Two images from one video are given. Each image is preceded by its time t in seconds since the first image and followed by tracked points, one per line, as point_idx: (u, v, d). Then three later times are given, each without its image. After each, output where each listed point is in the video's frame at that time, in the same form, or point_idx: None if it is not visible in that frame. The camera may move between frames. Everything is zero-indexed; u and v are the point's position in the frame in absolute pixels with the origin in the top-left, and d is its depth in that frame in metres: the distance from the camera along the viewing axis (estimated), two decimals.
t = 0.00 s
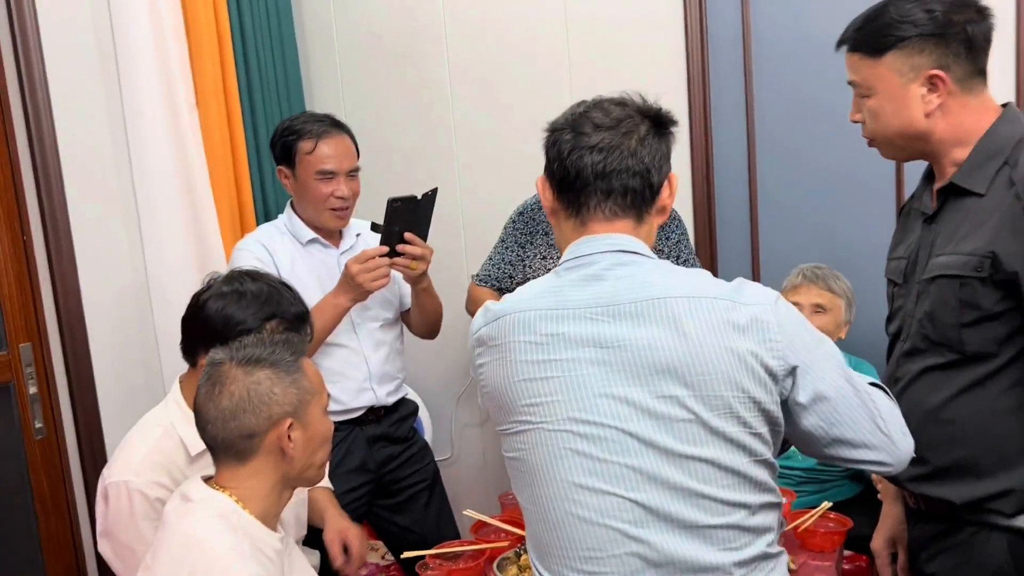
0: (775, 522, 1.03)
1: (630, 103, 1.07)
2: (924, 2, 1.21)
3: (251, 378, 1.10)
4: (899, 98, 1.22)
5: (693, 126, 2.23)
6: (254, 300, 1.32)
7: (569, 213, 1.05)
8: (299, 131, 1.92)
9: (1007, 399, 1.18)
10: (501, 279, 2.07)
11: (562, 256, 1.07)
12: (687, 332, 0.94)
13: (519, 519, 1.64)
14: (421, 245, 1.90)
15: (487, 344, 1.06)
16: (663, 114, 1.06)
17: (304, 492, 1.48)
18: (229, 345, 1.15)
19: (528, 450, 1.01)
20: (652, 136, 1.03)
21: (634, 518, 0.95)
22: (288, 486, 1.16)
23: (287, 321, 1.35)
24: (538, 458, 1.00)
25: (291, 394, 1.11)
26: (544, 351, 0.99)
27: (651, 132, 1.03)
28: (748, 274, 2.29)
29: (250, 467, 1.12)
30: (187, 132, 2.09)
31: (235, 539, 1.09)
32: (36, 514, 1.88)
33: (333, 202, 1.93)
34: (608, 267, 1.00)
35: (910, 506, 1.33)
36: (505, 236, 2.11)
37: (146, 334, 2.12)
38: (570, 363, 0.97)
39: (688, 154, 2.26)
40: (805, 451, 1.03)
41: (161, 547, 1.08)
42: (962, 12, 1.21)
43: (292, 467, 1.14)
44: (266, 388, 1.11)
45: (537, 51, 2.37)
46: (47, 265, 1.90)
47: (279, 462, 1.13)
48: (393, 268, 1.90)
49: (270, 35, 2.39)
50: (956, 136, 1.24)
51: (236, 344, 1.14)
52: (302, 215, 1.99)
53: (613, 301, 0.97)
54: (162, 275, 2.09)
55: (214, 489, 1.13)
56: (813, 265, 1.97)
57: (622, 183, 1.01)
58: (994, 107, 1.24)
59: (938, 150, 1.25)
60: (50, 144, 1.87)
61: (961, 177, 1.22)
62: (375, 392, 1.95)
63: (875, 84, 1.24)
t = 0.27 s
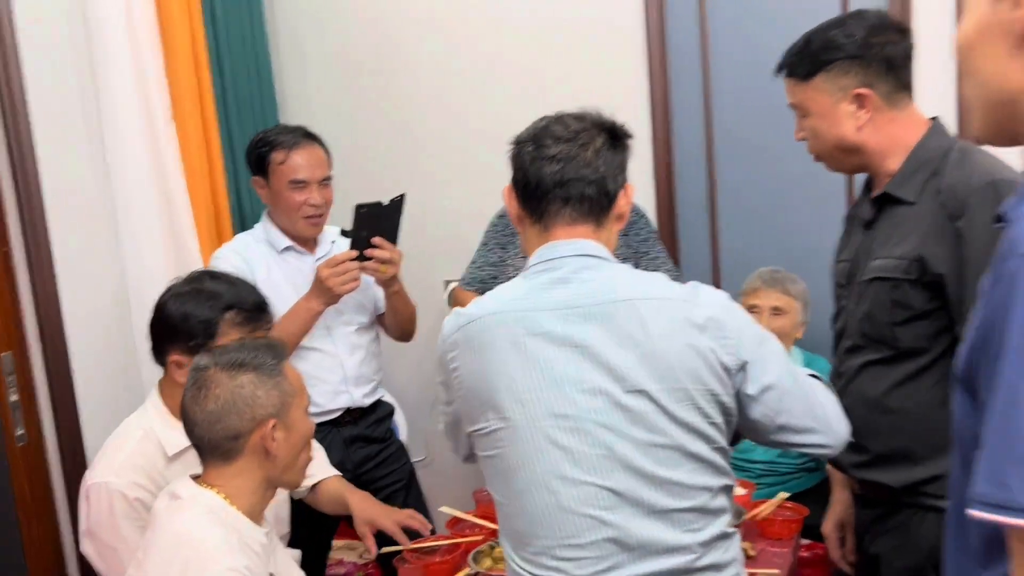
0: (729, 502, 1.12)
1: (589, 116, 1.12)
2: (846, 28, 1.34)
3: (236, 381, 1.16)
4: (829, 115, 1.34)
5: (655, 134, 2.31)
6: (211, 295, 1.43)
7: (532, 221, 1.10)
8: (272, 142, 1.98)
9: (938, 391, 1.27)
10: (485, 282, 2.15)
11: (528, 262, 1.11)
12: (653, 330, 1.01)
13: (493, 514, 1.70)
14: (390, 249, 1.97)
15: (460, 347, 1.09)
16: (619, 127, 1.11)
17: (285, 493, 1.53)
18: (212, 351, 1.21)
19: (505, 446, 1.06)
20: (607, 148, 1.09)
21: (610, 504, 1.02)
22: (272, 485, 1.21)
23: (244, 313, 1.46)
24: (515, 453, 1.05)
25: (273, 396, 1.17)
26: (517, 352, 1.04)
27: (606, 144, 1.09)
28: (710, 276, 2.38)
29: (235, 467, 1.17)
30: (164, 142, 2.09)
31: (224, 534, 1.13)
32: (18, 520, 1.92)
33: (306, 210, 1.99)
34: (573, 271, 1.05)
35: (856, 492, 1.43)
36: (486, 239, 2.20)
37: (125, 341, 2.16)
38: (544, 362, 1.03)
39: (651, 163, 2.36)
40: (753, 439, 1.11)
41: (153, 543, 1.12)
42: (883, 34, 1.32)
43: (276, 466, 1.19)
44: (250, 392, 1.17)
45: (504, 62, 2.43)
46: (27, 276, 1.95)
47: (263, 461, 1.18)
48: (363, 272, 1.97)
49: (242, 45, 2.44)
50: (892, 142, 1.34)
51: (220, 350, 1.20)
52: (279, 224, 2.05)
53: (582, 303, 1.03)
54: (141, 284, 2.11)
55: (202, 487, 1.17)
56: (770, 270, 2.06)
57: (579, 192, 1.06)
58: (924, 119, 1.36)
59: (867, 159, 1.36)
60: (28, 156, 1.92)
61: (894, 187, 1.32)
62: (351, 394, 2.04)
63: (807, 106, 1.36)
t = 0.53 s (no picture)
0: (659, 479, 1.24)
1: (523, 126, 1.21)
2: (758, 47, 1.48)
3: (192, 378, 1.24)
4: (748, 125, 1.48)
5: (590, 145, 2.49)
6: (132, 292, 1.49)
7: (472, 224, 1.18)
8: (218, 152, 2.02)
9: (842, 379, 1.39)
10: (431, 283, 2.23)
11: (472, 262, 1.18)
12: (599, 323, 1.12)
13: (438, 508, 1.77)
14: (334, 258, 2.02)
15: (416, 345, 1.14)
16: (550, 136, 1.21)
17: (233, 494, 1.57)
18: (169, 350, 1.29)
19: (466, 436, 1.12)
20: (540, 156, 1.18)
21: (566, 483, 1.11)
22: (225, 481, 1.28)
23: (171, 304, 1.50)
24: (474, 441, 1.11)
25: (227, 393, 1.25)
26: (474, 345, 1.11)
27: (539, 152, 1.18)
28: (643, 279, 2.53)
29: (190, 461, 1.24)
30: (109, 151, 2.12)
31: (178, 526, 1.20)
32: None
33: (253, 218, 2.03)
34: (521, 270, 1.13)
35: (774, 475, 1.55)
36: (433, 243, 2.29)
37: (67, 345, 2.15)
38: (500, 354, 1.10)
39: (586, 172, 2.53)
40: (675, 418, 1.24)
41: (111, 536, 1.19)
42: (793, 53, 1.47)
43: (229, 460, 1.26)
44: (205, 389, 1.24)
45: (451, 80, 2.63)
46: None
47: (216, 456, 1.25)
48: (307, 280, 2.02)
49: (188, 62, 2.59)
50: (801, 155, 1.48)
51: (176, 349, 1.27)
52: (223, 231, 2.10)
53: (533, 299, 1.11)
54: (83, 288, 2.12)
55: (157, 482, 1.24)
56: (699, 276, 2.19)
57: (515, 196, 1.15)
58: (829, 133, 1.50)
59: (783, 168, 1.49)
60: None
61: (801, 196, 1.45)
62: (297, 395, 2.10)
63: (728, 119, 1.50)
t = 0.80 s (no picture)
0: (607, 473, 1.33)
1: (478, 130, 1.28)
2: (710, 64, 1.58)
3: (160, 374, 1.34)
4: (698, 137, 1.57)
5: (545, 156, 2.58)
6: (75, 290, 1.54)
7: (434, 224, 1.24)
8: (179, 155, 2.04)
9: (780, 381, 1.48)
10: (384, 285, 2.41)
11: (437, 262, 1.24)
12: (564, 324, 1.21)
13: (393, 508, 1.81)
14: (292, 262, 2.06)
15: (394, 343, 1.17)
16: (505, 139, 1.28)
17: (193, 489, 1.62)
18: (140, 346, 1.40)
19: (442, 431, 1.16)
20: (497, 158, 1.25)
21: (535, 474, 1.17)
22: (184, 476, 1.38)
23: (115, 297, 1.55)
24: (450, 435, 1.15)
25: (194, 390, 1.35)
26: (449, 342, 1.16)
27: (496, 154, 1.25)
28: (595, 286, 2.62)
29: (153, 456, 1.33)
30: (67, 156, 2.15)
31: (139, 518, 1.28)
32: None
33: (212, 222, 2.06)
34: (489, 273, 1.21)
35: (716, 473, 1.64)
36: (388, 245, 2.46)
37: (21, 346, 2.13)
38: (475, 351, 1.16)
39: (541, 182, 2.63)
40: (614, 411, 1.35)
41: (73, 527, 1.26)
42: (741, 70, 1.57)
43: (190, 456, 1.36)
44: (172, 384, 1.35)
45: (412, 88, 2.68)
46: None
47: (179, 452, 1.35)
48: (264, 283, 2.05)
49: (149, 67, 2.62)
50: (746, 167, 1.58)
51: (147, 346, 1.38)
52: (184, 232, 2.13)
53: (503, 299, 1.19)
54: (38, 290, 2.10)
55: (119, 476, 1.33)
56: (649, 285, 2.28)
57: (475, 196, 1.22)
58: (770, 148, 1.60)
59: (728, 181, 1.59)
60: None
61: (744, 208, 1.54)
62: (255, 397, 2.12)
63: (679, 128, 1.58)
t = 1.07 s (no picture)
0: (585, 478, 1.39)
1: (459, 140, 1.31)
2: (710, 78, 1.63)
3: (153, 372, 1.44)
4: (691, 142, 1.61)
5: (529, 169, 2.63)
6: (60, 290, 1.57)
7: (422, 231, 1.27)
8: (169, 159, 2.06)
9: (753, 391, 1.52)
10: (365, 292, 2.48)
11: (426, 271, 1.27)
12: (554, 331, 1.26)
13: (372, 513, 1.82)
14: (276, 267, 2.08)
15: (398, 349, 1.18)
16: (486, 149, 1.32)
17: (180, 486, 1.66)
18: (135, 346, 1.50)
19: (443, 435, 1.19)
20: (480, 166, 1.29)
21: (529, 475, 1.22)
22: (168, 474, 1.46)
23: (100, 298, 1.59)
24: (452, 438, 1.19)
25: (184, 390, 1.46)
26: (452, 347, 1.19)
27: (479, 162, 1.29)
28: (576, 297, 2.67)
29: (140, 453, 1.43)
30: (55, 160, 2.16)
31: (126, 515, 1.38)
32: None
33: (199, 226, 2.08)
34: (484, 279, 1.25)
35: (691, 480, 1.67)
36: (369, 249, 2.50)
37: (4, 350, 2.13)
38: (476, 356, 1.20)
39: (525, 194, 2.67)
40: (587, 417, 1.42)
41: (63, 523, 1.36)
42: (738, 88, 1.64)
43: (176, 455, 1.46)
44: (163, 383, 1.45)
45: (399, 98, 2.71)
46: None
47: (166, 450, 1.45)
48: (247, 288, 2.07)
49: (138, 71, 2.64)
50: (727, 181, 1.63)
51: (141, 346, 1.49)
52: (172, 236, 2.15)
53: (500, 306, 1.24)
54: (22, 294, 2.11)
55: (106, 475, 1.42)
56: (625, 296, 2.32)
57: (461, 203, 1.25)
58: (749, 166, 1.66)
59: (709, 193, 1.64)
60: None
61: (718, 222, 1.59)
62: (237, 401, 2.13)
63: (671, 128, 1.62)
